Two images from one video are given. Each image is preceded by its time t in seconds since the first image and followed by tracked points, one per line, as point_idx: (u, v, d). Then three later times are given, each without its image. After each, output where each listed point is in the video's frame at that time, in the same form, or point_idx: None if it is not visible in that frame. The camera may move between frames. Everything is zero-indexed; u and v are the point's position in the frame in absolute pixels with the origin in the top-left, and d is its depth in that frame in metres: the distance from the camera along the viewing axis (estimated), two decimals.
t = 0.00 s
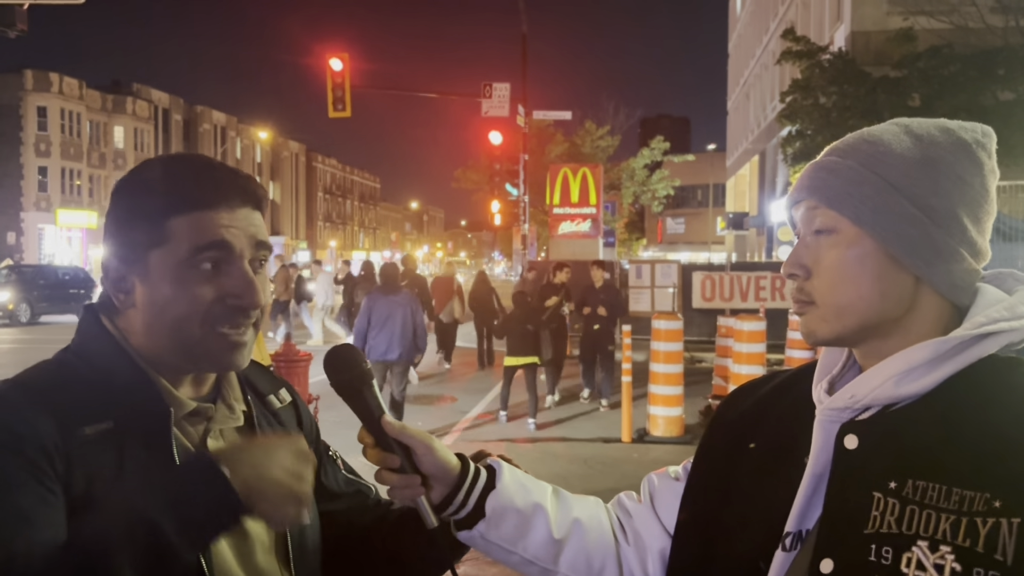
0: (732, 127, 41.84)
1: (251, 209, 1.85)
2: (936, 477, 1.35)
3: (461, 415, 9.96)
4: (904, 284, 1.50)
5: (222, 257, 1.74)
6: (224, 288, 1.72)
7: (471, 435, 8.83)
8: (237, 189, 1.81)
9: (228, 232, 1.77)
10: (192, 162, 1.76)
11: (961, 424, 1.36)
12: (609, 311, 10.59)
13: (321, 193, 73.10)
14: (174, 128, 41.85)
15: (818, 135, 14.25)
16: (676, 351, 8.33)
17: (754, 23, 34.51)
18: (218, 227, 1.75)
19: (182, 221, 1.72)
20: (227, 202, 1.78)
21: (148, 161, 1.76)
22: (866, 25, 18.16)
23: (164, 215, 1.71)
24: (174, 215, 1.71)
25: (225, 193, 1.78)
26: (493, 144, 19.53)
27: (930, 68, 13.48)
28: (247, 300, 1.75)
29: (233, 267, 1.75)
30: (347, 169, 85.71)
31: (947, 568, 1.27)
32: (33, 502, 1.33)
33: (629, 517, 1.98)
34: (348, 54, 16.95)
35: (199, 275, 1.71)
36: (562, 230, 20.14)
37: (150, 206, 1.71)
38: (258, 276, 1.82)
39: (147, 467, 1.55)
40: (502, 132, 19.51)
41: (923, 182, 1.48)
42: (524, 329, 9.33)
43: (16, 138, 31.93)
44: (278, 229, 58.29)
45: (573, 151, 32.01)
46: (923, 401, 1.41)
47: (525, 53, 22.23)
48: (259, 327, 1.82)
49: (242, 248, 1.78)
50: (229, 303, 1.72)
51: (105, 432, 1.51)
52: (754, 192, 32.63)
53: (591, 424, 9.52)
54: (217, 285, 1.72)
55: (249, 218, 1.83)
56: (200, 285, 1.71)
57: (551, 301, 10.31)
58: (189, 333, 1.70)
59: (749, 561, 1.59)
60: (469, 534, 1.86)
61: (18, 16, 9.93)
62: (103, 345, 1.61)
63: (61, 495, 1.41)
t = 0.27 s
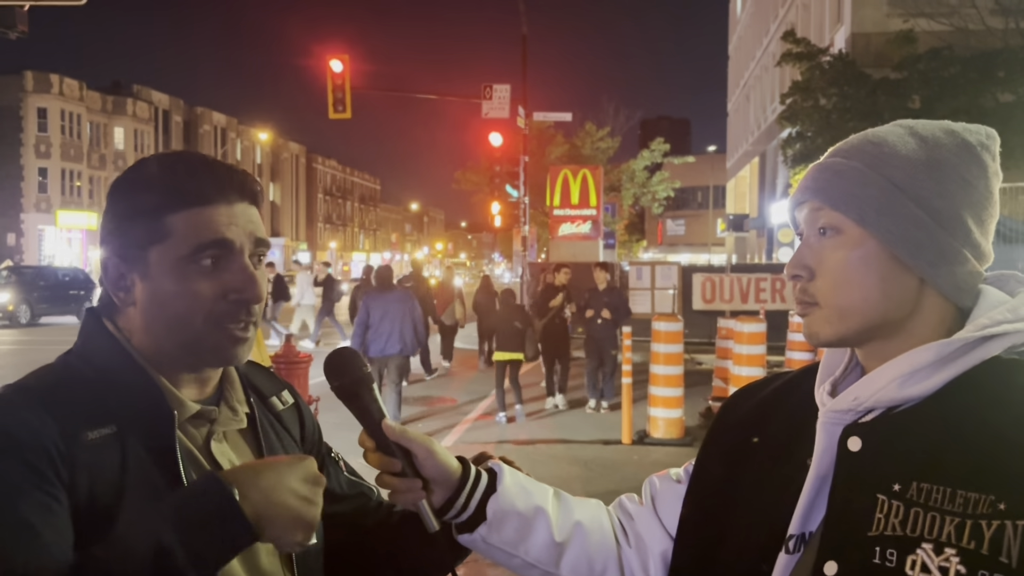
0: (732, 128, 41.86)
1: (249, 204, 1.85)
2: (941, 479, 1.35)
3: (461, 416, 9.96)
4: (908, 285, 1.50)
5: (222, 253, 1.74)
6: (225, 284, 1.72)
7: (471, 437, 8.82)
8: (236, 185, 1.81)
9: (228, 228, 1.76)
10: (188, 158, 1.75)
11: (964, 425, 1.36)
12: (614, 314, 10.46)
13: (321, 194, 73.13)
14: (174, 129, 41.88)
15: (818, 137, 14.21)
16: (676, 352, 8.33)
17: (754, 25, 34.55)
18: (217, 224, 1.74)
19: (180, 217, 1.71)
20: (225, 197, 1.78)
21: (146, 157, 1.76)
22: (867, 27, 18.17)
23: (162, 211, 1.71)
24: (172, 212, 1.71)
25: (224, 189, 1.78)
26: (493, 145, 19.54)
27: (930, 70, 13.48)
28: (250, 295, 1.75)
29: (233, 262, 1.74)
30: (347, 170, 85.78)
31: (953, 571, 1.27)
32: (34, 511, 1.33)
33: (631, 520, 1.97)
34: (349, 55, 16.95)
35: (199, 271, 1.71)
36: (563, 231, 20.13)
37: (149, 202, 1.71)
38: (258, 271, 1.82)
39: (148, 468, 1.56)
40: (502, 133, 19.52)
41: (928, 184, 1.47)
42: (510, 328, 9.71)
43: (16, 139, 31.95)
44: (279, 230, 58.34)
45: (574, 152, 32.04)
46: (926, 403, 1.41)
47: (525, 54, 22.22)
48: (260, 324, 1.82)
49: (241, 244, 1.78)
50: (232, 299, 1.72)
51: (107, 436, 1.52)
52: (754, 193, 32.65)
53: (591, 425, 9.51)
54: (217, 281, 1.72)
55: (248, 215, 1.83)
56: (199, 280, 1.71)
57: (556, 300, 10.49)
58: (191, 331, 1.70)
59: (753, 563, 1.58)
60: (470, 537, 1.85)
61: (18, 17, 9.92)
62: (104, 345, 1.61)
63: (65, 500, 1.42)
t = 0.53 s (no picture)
0: (732, 130, 41.94)
1: (248, 204, 1.85)
2: (942, 479, 1.35)
3: (461, 417, 9.97)
4: (909, 286, 1.50)
5: (220, 252, 1.74)
6: (222, 285, 1.72)
7: (471, 438, 8.84)
8: (235, 185, 1.81)
9: (226, 227, 1.77)
10: (188, 158, 1.76)
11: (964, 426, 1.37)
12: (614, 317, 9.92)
13: (322, 195, 73.13)
14: (175, 131, 41.92)
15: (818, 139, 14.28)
16: (676, 354, 8.33)
17: (754, 26, 34.58)
18: (216, 222, 1.75)
19: (179, 216, 1.72)
20: (224, 197, 1.78)
21: (145, 158, 1.76)
22: (866, 29, 18.20)
23: (162, 211, 1.71)
24: (171, 211, 1.71)
25: (224, 190, 1.78)
26: (493, 146, 19.57)
27: (931, 71, 13.47)
28: (247, 295, 1.75)
29: (231, 261, 1.75)
30: (347, 171, 85.91)
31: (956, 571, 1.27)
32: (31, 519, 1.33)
33: (631, 520, 1.98)
34: (349, 57, 16.96)
35: (198, 271, 1.71)
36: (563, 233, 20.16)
37: (149, 203, 1.71)
38: (256, 271, 1.82)
39: (150, 469, 1.56)
40: (502, 135, 19.52)
41: (930, 185, 1.48)
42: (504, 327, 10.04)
43: (16, 140, 31.97)
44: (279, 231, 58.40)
45: (574, 154, 32.10)
46: (929, 405, 1.41)
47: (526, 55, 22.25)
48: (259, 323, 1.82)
49: (240, 244, 1.78)
50: (230, 300, 1.73)
51: (108, 439, 1.52)
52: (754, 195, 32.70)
53: (591, 426, 9.49)
54: (216, 282, 1.71)
55: (247, 215, 1.83)
56: (195, 281, 1.70)
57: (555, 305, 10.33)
58: (191, 332, 1.71)
59: (754, 564, 1.58)
60: (471, 537, 1.85)
61: (19, 18, 9.92)
62: (103, 347, 1.61)
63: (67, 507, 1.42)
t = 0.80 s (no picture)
0: (731, 131, 41.97)
1: (250, 219, 1.85)
2: (945, 481, 1.35)
3: (461, 418, 9.96)
4: (914, 288, 1.50)
5: (215, 264, 1.72)
6: (216, 296, 1.70)
7: (471, 439, 8.85)
8: (235, 198, 1.81)
9: (223, 237, 1.76)
10: (191, 165, 1.77)
11: (966, 430, 1.36)
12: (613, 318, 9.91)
13: (321, 196, 73.12)
14: (174, 131, 41.89)
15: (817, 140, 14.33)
16: (676, 355, 8.33)
17: (753, 28, 34.60)
18: (212, 233, 1.74)
19: (176, 224, 1.71)
20: (224, 209, 1.78)
21: (147, 164, 1.77)
22: (866, 30, 18.21)
23: (160, 217, 1.71)
24: (169, 219, 1.71)
25: (224, 200, 1.78)
26: (493, 147, 19.57)
27: (930, 72, 13.48)
28: (239, 311, 1.72)
29: (224, 273, 1.72)
30: (347, 172, 85.91)
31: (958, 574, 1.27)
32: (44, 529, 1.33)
33: (632, 521, 1.97)
34: (349, 57, 16.95)
35: (191, 281, 1.70)
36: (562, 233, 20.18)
37: (146, 208, 1.71)
38: (253, 280, 1.81)
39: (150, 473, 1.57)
40: (502, 136, 19.52)
41: (937, 187, 1.47)
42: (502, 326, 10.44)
43: (16, 141, 31.92)
44: (278, 232, 58.38)
45: (573, 154, 32.12)
46: (931, 407, 1.41)
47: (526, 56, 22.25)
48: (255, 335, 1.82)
49: (236, 257, 1.76)
50: (219, 313, 1.70)
51: (107, 445, 1.52)
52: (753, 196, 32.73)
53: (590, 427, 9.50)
54: (208, 292, 1.69)
55: (247, 227, 1.83)
56: (190, 288, 1.69)
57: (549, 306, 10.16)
58: (182, 338, 1.69)
59: (756, 564, 1.58)
60: (471, 538, 1.85)
61: (18, 19, 9.91)
62: (95, 350, 1.60)
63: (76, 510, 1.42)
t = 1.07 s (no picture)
0: (731, 131, 42.00)
1: (251, 224, 1.85)
2: (946, 482, 1.35)
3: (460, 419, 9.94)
4: (916, 292, 1.50)
5: (215, 270, 1.73)
6: (216, 302, 1.70)
7: (470, 440, 8.85)
8: (236, 205, 1.81)
9: (224, 244, 1.76)
10: (193, 172, 1.76)
11: (967, 433, 1.36)
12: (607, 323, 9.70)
13: (320, 196, 73.09)
14: (173, 131, 41.91)
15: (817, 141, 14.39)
16: (675, 355, 8.33)
17: (753, 28, 34.58)
18: (213, 240, 1.74)
19: (175, 231, 1.70)
20: (225, 216, 1.78)
21: (145, 165, 1.76)
22: (866, 31, 18.22)
23: (159, 224, 1.70)
24: (168, 225, 1.70)
25: (224, 206, 1.78)
26: (493, 148, 19.58)
27: (930, 73, 13.46)
28: (239, 318, 1.73)
29: (225, 280, 1.73)
30: (346, 172, 85.93)
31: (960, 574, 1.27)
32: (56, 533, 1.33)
33: (629, 522, 1.97)
34: (348, 58, 16.96)
35: (191, 288, 1.70)
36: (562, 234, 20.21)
37: (145, 212, 1.70)
38: (251, 287, 1.81)
39: (151, 477, 1.56)
40: (501, 136, 19.51)
41: (941, 191, 1.47)
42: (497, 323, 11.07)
43: (15, 141, 31.94)
44: (277, 232, 58.38)
45: (573, 155, 32.14)
46: (931, 409, 1.41)
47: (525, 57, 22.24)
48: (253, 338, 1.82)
49: (236, 263, 1.77)
50: (219, 317, 1.71)
51: (107, 448, 1.51)
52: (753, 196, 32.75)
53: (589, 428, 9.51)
54: (208, 298, 1.70)
55: (247, 233, 1.83)
56: (190, 293, 1.70)
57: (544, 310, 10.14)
58: (180, 342, 1.70)
59: (757, 565, 1.57)
60: (469, 539, 1.85)
61: (18, 19, 9.91)
62: (89, 354, 1.59)
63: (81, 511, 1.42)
